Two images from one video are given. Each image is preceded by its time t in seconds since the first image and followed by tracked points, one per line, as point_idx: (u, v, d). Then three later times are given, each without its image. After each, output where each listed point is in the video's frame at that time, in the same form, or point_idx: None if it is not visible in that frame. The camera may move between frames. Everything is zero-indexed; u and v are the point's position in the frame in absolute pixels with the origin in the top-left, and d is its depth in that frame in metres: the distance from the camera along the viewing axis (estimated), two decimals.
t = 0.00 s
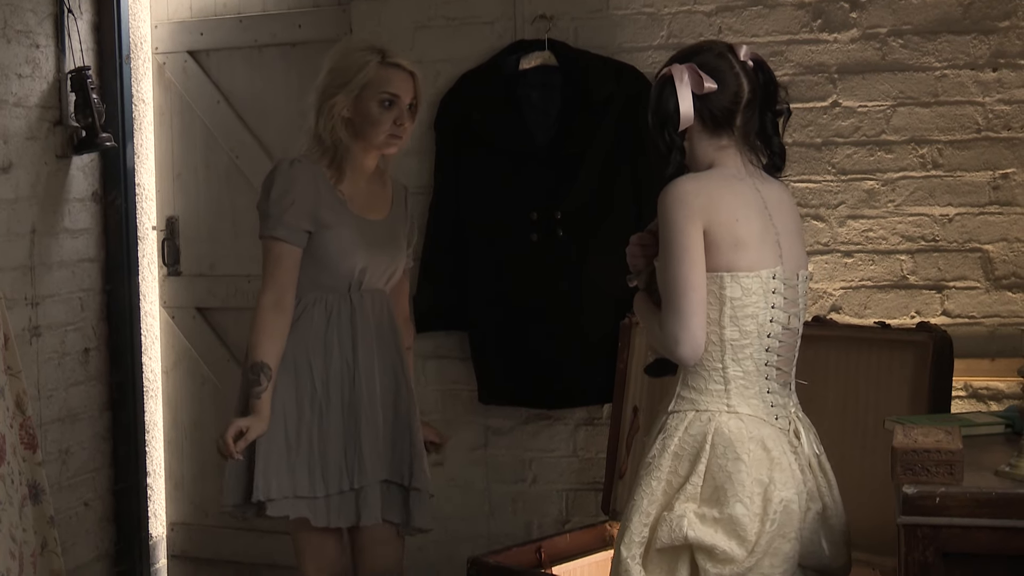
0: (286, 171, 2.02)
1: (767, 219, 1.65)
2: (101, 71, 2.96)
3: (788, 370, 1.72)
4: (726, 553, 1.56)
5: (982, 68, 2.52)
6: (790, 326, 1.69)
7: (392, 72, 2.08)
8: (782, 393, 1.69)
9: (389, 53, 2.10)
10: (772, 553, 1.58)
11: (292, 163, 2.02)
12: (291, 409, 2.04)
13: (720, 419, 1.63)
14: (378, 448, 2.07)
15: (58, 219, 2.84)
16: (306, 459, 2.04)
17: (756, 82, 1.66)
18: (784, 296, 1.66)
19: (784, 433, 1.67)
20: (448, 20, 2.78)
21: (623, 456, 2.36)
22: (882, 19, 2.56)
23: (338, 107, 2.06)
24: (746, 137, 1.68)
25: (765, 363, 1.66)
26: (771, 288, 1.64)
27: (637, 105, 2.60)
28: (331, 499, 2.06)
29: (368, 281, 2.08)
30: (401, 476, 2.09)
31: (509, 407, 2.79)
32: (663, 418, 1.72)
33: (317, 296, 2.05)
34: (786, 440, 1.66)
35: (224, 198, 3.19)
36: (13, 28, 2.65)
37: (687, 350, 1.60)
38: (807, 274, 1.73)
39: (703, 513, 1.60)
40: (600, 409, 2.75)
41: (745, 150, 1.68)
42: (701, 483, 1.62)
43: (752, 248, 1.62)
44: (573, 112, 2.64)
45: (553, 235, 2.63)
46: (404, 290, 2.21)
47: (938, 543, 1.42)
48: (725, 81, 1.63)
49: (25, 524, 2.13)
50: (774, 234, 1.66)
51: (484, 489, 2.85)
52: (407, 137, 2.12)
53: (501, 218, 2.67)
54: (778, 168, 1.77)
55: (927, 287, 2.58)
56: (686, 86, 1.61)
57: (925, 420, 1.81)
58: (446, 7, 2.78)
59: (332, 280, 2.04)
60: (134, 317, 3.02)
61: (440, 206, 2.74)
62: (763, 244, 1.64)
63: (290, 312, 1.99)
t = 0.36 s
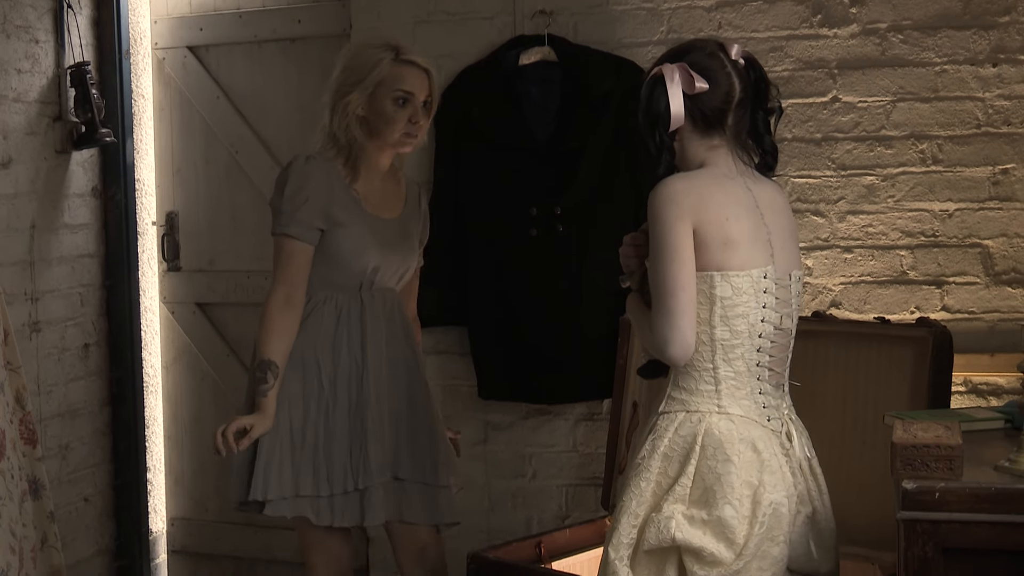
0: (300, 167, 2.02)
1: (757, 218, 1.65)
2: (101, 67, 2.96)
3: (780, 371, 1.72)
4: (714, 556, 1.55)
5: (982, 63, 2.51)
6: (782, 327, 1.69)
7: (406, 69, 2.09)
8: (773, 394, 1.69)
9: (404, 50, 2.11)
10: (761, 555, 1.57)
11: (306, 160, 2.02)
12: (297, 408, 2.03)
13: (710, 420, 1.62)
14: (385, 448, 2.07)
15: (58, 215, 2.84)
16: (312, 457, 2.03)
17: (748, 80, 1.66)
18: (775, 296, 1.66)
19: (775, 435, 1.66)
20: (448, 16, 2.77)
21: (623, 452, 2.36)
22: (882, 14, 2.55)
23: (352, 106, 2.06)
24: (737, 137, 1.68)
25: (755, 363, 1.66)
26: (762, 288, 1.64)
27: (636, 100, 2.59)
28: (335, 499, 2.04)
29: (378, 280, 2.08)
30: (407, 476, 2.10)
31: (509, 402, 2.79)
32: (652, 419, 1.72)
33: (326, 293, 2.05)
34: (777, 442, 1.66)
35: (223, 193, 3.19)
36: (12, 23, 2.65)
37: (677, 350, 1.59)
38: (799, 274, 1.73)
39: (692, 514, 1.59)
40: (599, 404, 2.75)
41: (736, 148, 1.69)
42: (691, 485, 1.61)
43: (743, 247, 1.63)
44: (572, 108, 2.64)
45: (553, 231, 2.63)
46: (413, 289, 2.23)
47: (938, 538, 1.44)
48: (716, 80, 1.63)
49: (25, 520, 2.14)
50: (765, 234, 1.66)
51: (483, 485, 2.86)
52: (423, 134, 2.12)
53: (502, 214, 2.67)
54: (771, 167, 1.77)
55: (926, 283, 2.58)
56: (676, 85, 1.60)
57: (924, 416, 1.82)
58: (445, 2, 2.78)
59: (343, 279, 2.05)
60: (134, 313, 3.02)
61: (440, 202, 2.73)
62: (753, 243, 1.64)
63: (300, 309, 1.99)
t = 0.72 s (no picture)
0: (328, 166, 2.05)
1: (752, 214, 1.65)
2: (100, 63, 2.95)
3: (777, 366, 1.72)
4: (716, 552, 1.56)
5: (982, 60, 2.51)
6: (777, 322, 1.68)
7: (433, 68, 2.10)
8: (770, 389, 1.69)
9: (431, 48, 2.12)
10: (764, 552, 1.57)
11: (334, 159, 2.05)
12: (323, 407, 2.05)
13: (709, 416, 1.62)
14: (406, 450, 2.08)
15: (58, 211, 2.84)
16: (334, 456, 2.04)
17: (740, 74, 1.67)
18: (771, 291, 1.66)
19: (773, 430, 1.67)
20: (448, 12, 2.77)
21: (623, 449, 2.36)
22: (882, 10, 2.55)
23: (380, 104, 2.10)
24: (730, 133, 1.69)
25: (753, 359, 1.66)
26: (758, 283, 1.64)
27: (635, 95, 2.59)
28: (356, 498, 2.06)
29: (404, 279, 2.10)
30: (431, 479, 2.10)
31: (509, 399, 2.79)
32: (650, 417, 1.71)
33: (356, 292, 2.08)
34: (776, 437, 1.66)
35: (223, 189, 3.18)
36: (12, 19, 2.65)
37: (674, 347, 1.59)
38: (793, 268, 1.73)
39: (693, 512, 1.59)
40: (600, 401, 2.75)
41: (729, 144, 1.68)
42: (691, 482, 1.61)
43: (739, 243, 1.62)
44: (572, 104, 2.64)
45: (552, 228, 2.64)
46: (442, 292, 2.26)
47: (937, 534, 1.46)
48: (710, 74, 1.64)
49: (24, 517, 2.14)
50: (759, 229, 1.66)
51: (483, 481, 2.86)
52: (451, 132, 2.14)
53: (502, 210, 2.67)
54: (764, 162, 1.78)
55: (926, 279, 2.58)
56: (671, 80, 1.61)
57: (924, 412, 1.82)
58: None
59: (368, 278, 2.08)
60: (134, 309, 3.02)
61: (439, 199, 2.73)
62: (749, 239, 1.64)
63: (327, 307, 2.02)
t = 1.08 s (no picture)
0: (372, 155, 1.97)
1: (737, 212, 1.65)
2: (99, 61, 2.95)
3: (762, 362, 1.72)
4: (707, 547, 1.56)
5: (981, 58, 2.51)
6: (762, 319, 1.69)
7: (477, 55, 2.00)
8: (755, 384, 1.70)
9: (475, 35, 2.03)
10: (755, 545, 1.58)
11: (378, 148, 1.97)
12: (374, 401, 1.99)
13: (697, 413, 1.63)
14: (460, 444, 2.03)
15: (57, 209, 2.84)
16: (388, 452, 1.99)
17: (727, 74, 1.68)
18: (756, 288, 1.66)
19: (759, 425, 1.67)
20: (447, 10, 2.77)
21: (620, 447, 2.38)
22: (881, 8, 2.55)
23: (424, 92, 2.00)
24: (716, 133, 1.68)
25: (738, 356, 1.66)
26: (744, 281, 1.64)
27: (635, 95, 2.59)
28: (413, 492, 2.02)
29: (452, 269, 2.02)
30: (484, 473, 2.05)
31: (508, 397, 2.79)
32: (638, 414, 1.72)
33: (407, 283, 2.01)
34: (762, 432, 1.67)
35: (222, 187, 3.19)
36: (11, 17, 2.65)
37: (663, 344, 1.59)
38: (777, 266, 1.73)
39: (683, 508, 1.59)
40: (599, 399, 2.76)
41: (715, 143, 1.69)
42: (680, 478, 1.61)
43: (725, 242, 1.62)
44: (571, 102, 2.63)
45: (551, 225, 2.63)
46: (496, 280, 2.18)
47: (936, 532, 1.46)
48: (698, 73, 1.63)
49: (24, 515, 2.14)
50: (744, 228, 1.66)
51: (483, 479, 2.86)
52: (497, 121, 2.04)
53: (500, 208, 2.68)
54: (746, 162, 1.79)
55: (926, 277, 2.58)
56: (662, 79, 1.61)
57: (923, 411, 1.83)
58: None
59: (416, 268, 2.00)
60: (133, 308, 3.02)
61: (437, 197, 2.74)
62: (734, 237, 1.64)
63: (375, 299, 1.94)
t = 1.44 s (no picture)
0: (393, 151, 1.93)
1: (709, 213, 1.66)
2: (96, 60, 2.95)
3: (732, 359, 1.73)
4: (677, 542, 1.55)
5: (977, 57, 2.51)
6: (733, 317, 1.69)
7: (496, 46, 1.94)
8: (726, 382, 1.71)
9: (494, 25, 1.96)
10: (723, 540, 1.56)
11: (399, 142, 1.93)
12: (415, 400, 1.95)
13: (668, 411, 1.63)
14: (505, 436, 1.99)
15: (53, 208, 2.84)
16: (431, 451, 1.95)
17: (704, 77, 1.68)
18: (727, 288, 1.67)
19: (729, 423, 1.68)
20: (442, 9, 2.77)
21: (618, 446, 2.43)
22: (877, 8, 2.55)
23: (442, 85, 1.96)
24: (690, 134, 1.69)
25: (709, 354, 1.67)
26: (715, 280, 1.65)
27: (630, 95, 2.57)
28: (460, 491, 1.98)
29: (483, 260, 1.99)
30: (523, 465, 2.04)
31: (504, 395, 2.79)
32: (610, 411, 1.72)
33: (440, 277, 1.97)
34: (732, 429, 1.67)
35: (218, 186, 3.18)
36: (7, 16, 2.65)
37: (634, 343, 1.60)
38: (748, 266, 1.74)
39: (654, 503, 1.58)
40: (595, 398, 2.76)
41: (688, 146, 1.70)
42: (651, 474, 1.61)
43: (696, 242, 1.63)
44: (568, 101, 2.61)
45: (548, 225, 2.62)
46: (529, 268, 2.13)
47: (933, 531, 1.50)
48: (672, 75, 1.64)
49: (19, 514, 2.14)
50: (716, 229, 1.67)
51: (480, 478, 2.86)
52: (516, 111, 1.99)
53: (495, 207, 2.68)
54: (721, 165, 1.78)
55: (922, 277, 2.59)
56: (639, 80, 1.61)
57: (918, 410, 1.83)
58: None
59: (447, 261, 1.96)
60: (129, 307, 3.02)
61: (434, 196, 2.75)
62: (706, 238, 1.64)
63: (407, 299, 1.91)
